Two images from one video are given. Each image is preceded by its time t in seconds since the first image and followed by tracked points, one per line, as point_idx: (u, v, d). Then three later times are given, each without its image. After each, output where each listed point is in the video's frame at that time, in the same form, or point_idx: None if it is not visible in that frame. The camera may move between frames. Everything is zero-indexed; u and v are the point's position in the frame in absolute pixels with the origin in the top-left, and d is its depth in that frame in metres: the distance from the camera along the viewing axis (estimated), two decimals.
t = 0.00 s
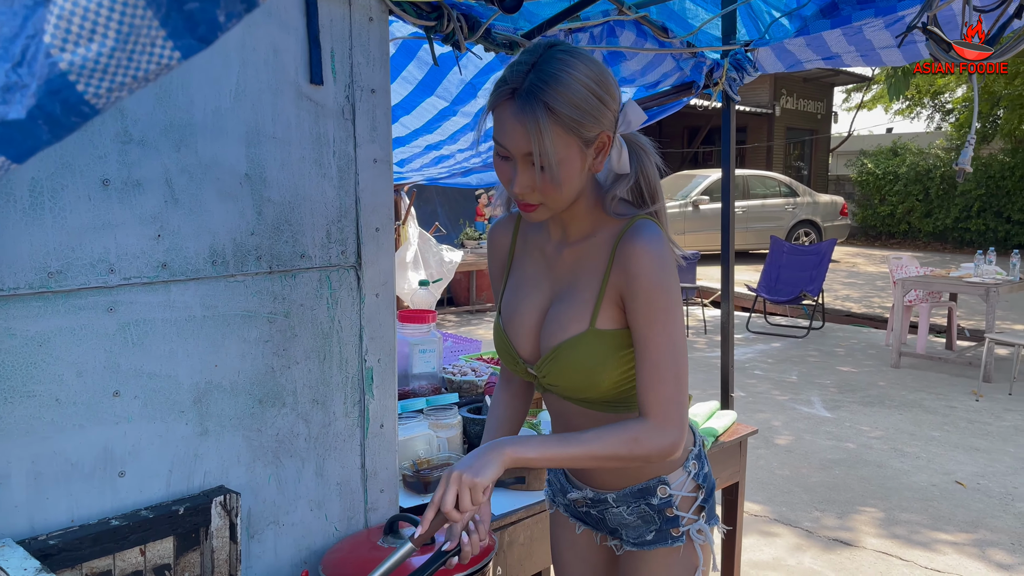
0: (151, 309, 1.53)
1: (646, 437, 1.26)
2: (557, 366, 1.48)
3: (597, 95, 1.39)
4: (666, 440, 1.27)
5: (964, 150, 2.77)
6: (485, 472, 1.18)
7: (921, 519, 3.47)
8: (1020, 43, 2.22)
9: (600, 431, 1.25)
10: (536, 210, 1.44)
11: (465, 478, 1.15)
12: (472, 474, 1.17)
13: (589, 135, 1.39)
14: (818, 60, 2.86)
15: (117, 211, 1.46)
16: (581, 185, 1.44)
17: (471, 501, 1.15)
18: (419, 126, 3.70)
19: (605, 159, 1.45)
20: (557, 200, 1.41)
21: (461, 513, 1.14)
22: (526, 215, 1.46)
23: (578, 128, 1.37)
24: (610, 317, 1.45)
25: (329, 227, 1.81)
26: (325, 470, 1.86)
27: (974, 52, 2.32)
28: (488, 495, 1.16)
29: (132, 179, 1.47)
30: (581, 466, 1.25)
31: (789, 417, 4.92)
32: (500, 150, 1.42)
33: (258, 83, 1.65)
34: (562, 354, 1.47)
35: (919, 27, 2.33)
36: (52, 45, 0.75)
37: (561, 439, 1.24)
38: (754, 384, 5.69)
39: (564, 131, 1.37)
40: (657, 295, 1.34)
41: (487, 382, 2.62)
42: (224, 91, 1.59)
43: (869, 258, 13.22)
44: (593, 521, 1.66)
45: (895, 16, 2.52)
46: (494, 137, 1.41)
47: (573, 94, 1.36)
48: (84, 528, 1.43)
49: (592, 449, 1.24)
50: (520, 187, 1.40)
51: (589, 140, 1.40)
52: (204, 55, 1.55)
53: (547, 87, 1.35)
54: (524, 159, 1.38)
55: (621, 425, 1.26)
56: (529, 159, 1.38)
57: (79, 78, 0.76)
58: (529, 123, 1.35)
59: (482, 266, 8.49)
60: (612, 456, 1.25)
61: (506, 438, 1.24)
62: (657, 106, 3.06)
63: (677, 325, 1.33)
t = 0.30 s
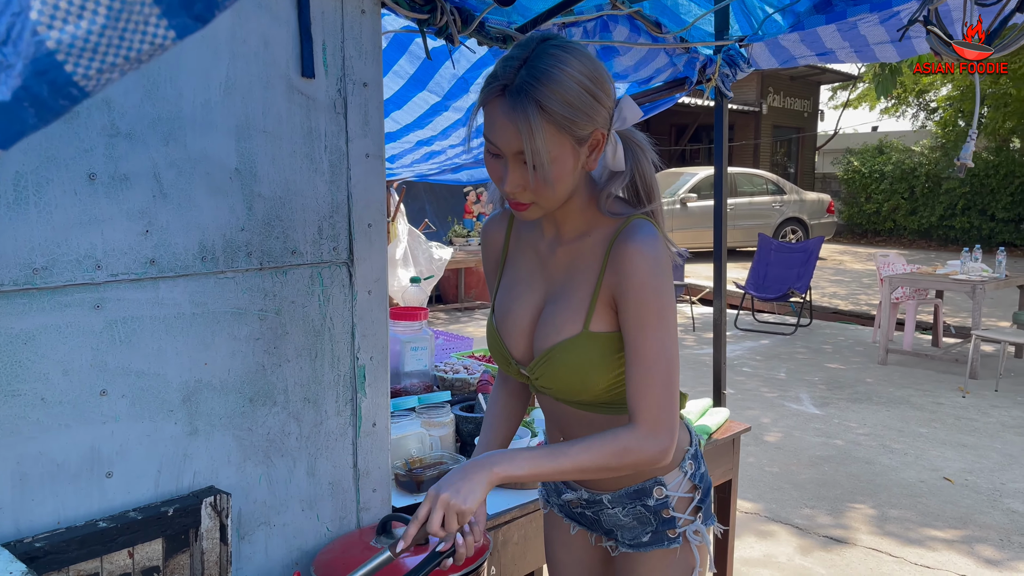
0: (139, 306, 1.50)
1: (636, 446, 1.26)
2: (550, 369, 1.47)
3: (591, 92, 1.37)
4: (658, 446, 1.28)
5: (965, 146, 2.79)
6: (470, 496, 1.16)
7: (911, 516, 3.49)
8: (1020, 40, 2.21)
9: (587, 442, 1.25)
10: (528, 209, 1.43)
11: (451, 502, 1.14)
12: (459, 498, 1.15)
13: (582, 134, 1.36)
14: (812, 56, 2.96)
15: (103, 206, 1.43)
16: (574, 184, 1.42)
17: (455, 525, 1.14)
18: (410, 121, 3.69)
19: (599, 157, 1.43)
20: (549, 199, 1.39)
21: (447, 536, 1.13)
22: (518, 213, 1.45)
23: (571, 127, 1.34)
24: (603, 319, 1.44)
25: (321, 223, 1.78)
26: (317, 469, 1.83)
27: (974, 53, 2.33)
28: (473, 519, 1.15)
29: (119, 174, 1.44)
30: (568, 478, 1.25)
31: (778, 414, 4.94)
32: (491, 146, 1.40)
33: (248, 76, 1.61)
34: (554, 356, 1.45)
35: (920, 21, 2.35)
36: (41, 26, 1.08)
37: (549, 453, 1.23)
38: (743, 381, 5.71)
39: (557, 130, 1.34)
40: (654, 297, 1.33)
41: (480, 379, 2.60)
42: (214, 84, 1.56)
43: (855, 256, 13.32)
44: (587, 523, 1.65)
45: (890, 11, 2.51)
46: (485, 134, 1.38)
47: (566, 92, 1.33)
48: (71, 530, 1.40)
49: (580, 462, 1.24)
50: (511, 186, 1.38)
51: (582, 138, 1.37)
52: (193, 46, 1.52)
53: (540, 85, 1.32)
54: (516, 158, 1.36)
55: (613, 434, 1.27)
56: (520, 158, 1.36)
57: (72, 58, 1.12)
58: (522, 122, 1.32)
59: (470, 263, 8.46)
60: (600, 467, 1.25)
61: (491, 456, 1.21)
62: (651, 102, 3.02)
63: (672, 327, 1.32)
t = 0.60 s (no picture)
0: (121, 305, 1.46)
1: (638, 447, 1.23)
2: (545, 370, 1.44)
3: (581, 88, 1.33)
4: (660, 447, 1.24)
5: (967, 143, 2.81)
6: (467, 493, 1.17)
7: (902, 514, 3.50)
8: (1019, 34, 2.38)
9: (590, 444, 1.23)
10: (518, 208, 1.40)
11: (445, 499, 1.15)
12: (455, 495, 1.16)
13: (573, 131, 1.33)
14: (806, 52, 2.99)
15: (84, 202, 1.39)
16: (565, 181, 1.39)
17: (450, 523, 1.15)
18: (399, 116, 3.65)
19: (591, 153, 1.40)
20: (539, 198, 1.36)
21: (442, 536, 1.13)
22: (508, 212, 1.42)
23: (560, 123, 1.31)
24: (598, 318, 1.41)
25: (309, 219, 1.74)
26: (305, 471, 1.79)
27: (973, 52, 2.46)
28: (468, 518, 1.15)
29: (100, 168, 1.40)
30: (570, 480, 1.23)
31: (768, 412, 4.94)
32: (480, 144, 1.36)
33: (233, 69, 1.57)
34: (548, 357, 1.43)
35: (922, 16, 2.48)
36: (12, 6, 1.27)
37: (549, 454, 1.23)
38: (733, 379, 5.71)
39: (546, 127, 1.31)
40: (653, 295, 1.30)
41: (471, 379, 2.57)
42: (198, 76, 1.52)
43: (843, 254, 13.38)
44: (582, 525, 1.63)
45: (885, 8, 2.55)
46: (473, 131, 1.35)
47: (555, 88, 1.30)
48: (50, 536, 1.35)
49: (582, 463, 1.22)
50: (500, 185, 1.35)
51: (572, 135, 1.34)
52: (177, 38, 1.48)
53: (528, 80, 1.29)
54: (505, 156, 1.33)
55: (613, 435, 1.24)
56: (509, 156, 1.33)
57: (43, 42, 1.31)
58: (509, 119, 1.29)
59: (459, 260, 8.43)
60: (602, 468, 1.23)
61: (491, 457, 1.22)
62: (641, 98, 3.13)
63: (670, 324, 1.29)
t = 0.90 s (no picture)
0: (105, 305, 1.42)
1: (601, 454, 1.19)
2: (537, 370, 1.42)
3: (579, 85, 1.31)
4: (621, 456, 1.21)
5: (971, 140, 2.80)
6: (422, 501, 1.09)
7: (894, 513, 3.50)
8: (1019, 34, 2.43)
9: (552, 447, 1.19)
10: (515, 206, 1.37)
11: (399, 507, 1.08)
12: (407, 502, 1.08)
13: (571, 129, 1.31)
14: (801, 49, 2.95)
15: (67, 199, 1.35)
16: (563, 180, 1.37)
17: (404, 531, 1.08)
18: (390, 113, 3.61)
19: (589, 152, 1.37)
20: (537, 196, 1.34)
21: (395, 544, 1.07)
22: (505, 211, 1.39)
23: (559, 122, 1.28)
24: (589, 319, 1.39)
25: (298, 217, 1.71)
26: (294, 474, 1.76)
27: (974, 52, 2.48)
28: (421, 527, 1.08)
29: (84, 164, 1.36)
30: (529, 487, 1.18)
31: (761, 411, 4.94)
32: (477, 141, 1.34)
33: (221, 63, 1.54)
34: (541, 356, 1.40)
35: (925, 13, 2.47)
36: None
37: (508, 460, 1.17)
38: (726, 378, 5.70)
39: (544, 125, 1.28)
40: (637, 296, 1.27)
41: (463, 379, 2.54)
42: (185, 70, 1.49)
43: (835, 252, 13.42)
44: (576, 528, 1.61)
45: (882, 4, 2.56)
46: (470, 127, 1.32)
47: (553, 85, 1.27)
48: (32, 542, 1.32)
49: (540, 470, 1.17)
50: (497, 183, 1.32)
51: (571, 133, 1.32)
52: (162, 30, 1.44)
53: (525, 78, 1.26)
54: (502, 154, 1.30)
55: (577, 440, 1.20)
56: (506, 154, 1.30)
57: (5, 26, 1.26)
58: (506, 117, 1.27)
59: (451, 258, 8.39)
60: (564, 475, 1.18)
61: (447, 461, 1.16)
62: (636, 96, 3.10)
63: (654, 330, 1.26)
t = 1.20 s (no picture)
0: (85, 305, 1.38)
1: (647, 443, 1.16)
2: (535, 371, 1.38)
3: (571, 76, 1.27)
4: (669, 447, 1.17)
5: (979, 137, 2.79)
6: (464, 473, 1.09)
7: (892, 514, 3.47)
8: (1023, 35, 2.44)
9: (596, 432, 1.17)
10: (507, 201, 1.33)
11: (442, 482, 1.07)
12: (451, 476, 1.08)
13: (563, 121, 1.27)
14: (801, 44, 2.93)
15: (46, 196, 1.31)
16: (557, 174, 1.32)
17: (449, 505, 1.07)
18: (383, 109, 3.57)
19: (583, 145, 1.33)
20: (529, 191, 1.30)
21: (442, 518, 1.06)
22: (498, 206, 1.35)
23: (550, 114, 1.24)
24: (588, 316, 1.35)
25: (287, 215, 1.67)
26: (283, 478, 1.72)
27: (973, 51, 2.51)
28: (469, 497, 1.08)
29: (63, 161, 1.32)
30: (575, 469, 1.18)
31: (757, 411, 4.91)
32: (467, 135, 1.30)
33: (207, 57, 1.50)
34: (538, 356, 1.36)
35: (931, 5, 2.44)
36: None
37: (551, 438, 1.17)
38: (722, 377, 5.68)
39: (535, 117, 1.24)
40: (648, 290, 1.23)
41: (456, 380, 2.51)
42: (169, 64, 1.44)
43: (832, 251, 13.43)
44: (571, 534, 1.57)
45: None
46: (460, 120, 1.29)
47: (543, 76, 1.23)
48: (10, 550, 1.27)
49: (585, 451, 1.16)
50: (487, 178, 1.28)
51: (563, 126, 1.27)
52: (145, 22, 1.40)
53: (514, 69, 1.23)
54: (492, 148, 1.26)
55: (620, 427, 1.17)
56: (496, 147, 1.26)
57: None
58: (495, 110, 1.23)
59: (446, 257, 8.35)
60: (609, 460, 1.16)
61: (487, 433, 1.16)
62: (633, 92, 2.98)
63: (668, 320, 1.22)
